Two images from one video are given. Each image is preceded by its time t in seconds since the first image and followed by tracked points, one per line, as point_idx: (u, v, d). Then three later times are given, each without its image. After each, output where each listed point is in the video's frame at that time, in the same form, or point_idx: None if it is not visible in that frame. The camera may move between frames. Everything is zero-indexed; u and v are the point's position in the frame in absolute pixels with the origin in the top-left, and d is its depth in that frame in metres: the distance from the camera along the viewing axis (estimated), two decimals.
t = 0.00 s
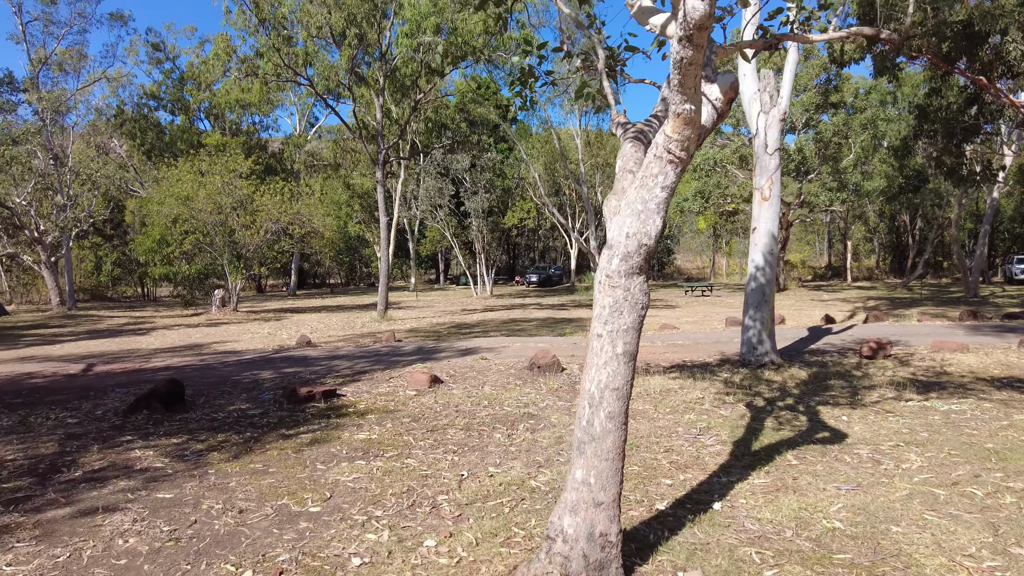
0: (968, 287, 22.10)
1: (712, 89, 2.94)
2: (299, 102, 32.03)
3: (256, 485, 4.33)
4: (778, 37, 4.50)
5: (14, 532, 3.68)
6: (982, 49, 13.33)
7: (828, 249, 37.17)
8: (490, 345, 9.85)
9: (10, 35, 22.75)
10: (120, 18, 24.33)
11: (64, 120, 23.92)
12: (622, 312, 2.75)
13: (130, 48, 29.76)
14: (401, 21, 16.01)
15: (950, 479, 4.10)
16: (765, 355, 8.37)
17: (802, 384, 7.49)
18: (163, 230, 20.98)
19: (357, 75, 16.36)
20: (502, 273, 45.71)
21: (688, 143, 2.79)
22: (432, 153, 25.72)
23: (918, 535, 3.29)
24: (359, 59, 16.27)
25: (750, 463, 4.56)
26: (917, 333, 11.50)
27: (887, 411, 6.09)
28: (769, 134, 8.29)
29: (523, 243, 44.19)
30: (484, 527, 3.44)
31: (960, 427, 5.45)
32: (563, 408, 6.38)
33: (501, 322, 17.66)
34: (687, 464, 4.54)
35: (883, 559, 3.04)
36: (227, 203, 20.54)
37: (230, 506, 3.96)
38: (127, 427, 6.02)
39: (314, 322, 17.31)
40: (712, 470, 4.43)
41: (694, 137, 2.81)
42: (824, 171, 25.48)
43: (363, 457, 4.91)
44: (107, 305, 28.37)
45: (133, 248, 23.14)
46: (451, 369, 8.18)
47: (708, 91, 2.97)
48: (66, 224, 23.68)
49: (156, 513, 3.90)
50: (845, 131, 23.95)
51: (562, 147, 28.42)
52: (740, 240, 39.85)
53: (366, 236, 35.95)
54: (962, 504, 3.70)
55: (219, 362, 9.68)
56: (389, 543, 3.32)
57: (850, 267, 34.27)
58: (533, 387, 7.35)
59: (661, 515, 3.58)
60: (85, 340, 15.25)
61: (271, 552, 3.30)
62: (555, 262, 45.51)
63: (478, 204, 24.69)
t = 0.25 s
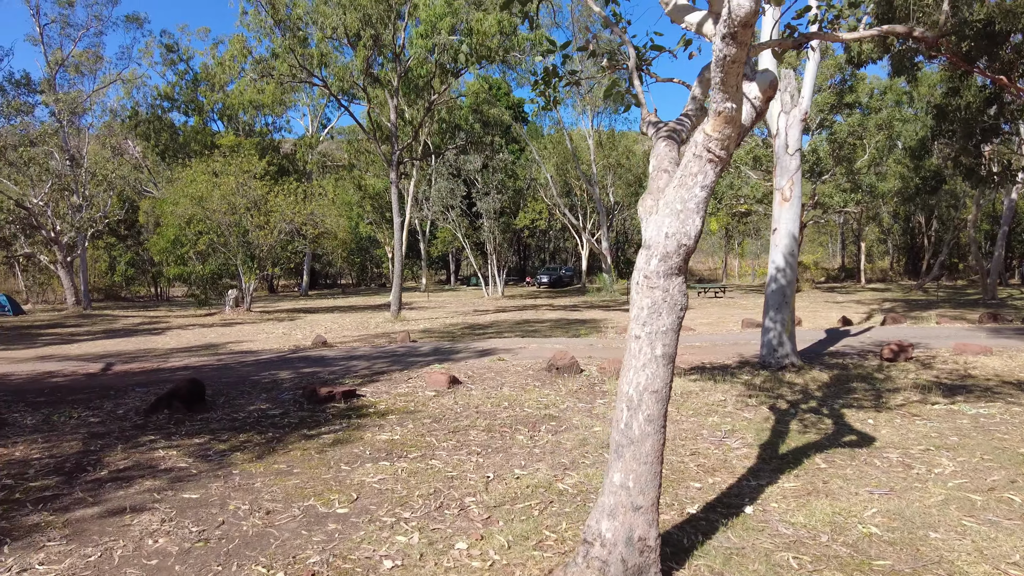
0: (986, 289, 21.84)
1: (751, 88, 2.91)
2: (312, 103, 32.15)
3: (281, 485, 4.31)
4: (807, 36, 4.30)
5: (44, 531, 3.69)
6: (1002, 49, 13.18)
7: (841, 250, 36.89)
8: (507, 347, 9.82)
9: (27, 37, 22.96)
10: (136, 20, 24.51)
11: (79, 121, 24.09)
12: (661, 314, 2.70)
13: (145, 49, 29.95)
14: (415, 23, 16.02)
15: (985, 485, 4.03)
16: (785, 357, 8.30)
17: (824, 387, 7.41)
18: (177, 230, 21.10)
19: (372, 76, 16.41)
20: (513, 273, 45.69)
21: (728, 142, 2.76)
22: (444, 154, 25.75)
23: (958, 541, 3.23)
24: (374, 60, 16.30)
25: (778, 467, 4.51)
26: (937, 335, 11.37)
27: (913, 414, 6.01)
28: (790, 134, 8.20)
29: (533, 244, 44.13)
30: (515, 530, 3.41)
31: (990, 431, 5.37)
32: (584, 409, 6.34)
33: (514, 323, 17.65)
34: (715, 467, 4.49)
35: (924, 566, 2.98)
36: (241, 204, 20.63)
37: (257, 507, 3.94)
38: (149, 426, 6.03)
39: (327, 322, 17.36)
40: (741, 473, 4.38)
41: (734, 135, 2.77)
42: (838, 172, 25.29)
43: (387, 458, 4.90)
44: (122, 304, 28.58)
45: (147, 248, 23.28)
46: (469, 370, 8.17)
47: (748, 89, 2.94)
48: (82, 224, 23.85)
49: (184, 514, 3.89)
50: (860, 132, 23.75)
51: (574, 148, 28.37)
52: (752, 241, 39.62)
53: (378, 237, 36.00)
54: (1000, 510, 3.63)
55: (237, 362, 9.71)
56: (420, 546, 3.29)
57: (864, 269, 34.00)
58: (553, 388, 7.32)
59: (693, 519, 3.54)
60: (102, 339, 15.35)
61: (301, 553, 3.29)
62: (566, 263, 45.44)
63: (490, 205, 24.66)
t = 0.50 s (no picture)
0: (1005, 290, 21.56)
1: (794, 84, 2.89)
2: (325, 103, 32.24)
3: (309, 485, 4.30)
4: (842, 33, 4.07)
5: (75, 529, 3.69)
6: None
7: (855, 250, 36.60)
8: (525, 346, 9.79)
9: (45, 38, 23.15)
10: (152, 21, 24.68)
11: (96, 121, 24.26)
12: (704, 313, 2.66)
13: (160, 49, 30.13)
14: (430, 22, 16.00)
15: None
16: (807, 357, 8.20)
17: (848, 388, 7.31)
18: (192, 230, 21.19)
19: (387, 75, 16.43)
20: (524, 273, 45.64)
21: (772, 138, 2.73)
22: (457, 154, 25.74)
23: (1002, 547, 3.16)
24: (390, 59, 16.34)
25: (810, 468, 4.44)
26: (959, 336, 11.22)
27: (943, 416, 5.92)
28: (812, 132, 8.10)
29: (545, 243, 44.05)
30: (548, 531, 3.38)
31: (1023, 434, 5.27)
32: (607, 409, 6.29)
33: (528, 323, 17.59)
34: (745, 469, 4.43)
35: (970, 572, 2.92)
36: (256, 203, 20.70)
37: (286, 507, 3.92)
38: (172, 425, 6.04)
39: (342, 321, 17.38)
40: (772, 475, 4.32)
41: (778, 132, 2.75)
42: (853, 171, 25.06)
43: (412, 458, 4.87)
44: (136, 303, 28.80)
45: (162, 247, 23.43)
46: (488, 370, 8.14)
47: (790, 85, 2.92)
48: (98, 223, 24.04)
49: (213, 513, 3.87)
50: (877, 130, 23.52)
51: (587, 147, 28.28)
52: (765, 241, 39.38)
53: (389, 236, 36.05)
54: None
55: (255, 361, 9.73)
56: (453, 547, 3.27)
57: (879, 269, 33.69)
58: (573, 388, 7.27)
59: (728, 521, 3.48)
60: (118, 337, 15.44)
61: (334, 554, 3.26)
62: (577, 263, 45.35)
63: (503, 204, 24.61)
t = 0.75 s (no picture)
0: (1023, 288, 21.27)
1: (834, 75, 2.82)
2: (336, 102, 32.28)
3: (330, 484, 4.25)
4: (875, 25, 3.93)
5: (98, 528, 3.67)
6: None
7: (869, 248, 36.27)
8: (541, 345, 9.72)
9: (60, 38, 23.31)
10: (165, 21, 24.79)
11: (110, 121, 24.39)
12: (742, 311, 2.60)
13: (172, 49, 30.24)
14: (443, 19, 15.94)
15: None
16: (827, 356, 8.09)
17: (871, 387, 7.20)
18: (205, 229, 21.25)
19: (400, 73, 16.39)
20: (535, 271, 45.57)
21: (813, 131, 2.67)
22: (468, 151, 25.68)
23: None
24: (403, 57, 16.32)
25: (839, 469, 4.35)
26: (981, 335, 11.04)
27: (971, 417, 5.80)
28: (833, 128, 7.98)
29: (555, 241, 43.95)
30: (577, 533, 3.32)
31: None
32: (627, 409, 6.21)
33: (541, 321, 17.50)
34: (773, 470, 4.34)
35: None
36: (269, 201, 20.73)
37: (309, 506, 3.87)
38: (190, 423, 6.01)
39: (354, 320, 17.38)
40: (801, 476, 4.23)
41: (820, 124, 2.68)
42: (868, 168, 24.80)
43: (433, 457, 4.81)
44: (149, 301, 28.96)
45: (175, 245, 23.53)
46: (505, 368, 8.07)
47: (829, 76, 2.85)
48: (112, 222, 24.17)
49: (235, 512, 3.83)
50: (892, 127, 23.26)
51: (599, 145, 28.15)
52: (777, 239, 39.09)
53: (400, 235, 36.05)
54: None
55: (270, 358, 9.72)
56: (481, 549, 3.21)
57: (893, 267, 33.36)
58: (591, 387, 7.19)
59: (760, 523, 3.41)
60: (133, 335, 15.50)
61: (360, 555, 3.21)
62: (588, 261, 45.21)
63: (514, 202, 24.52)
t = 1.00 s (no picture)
0: None
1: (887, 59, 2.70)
2: (349, 100, 32.29)
3: (355, 486, 4.17)
4: (920, 10, 3.77)
5: (121, 530, 3.60)
6: None
7: (886, 246, 35.82)
8: (560, 343, 9.61)
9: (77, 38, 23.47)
10: (180, 20, 24.89)
11: (126, 120, 24.51)
12: (793, 309, 2.48)
13: (187, 47, 30.36)
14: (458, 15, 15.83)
15: None
16: (854, 355, 7.92)
17: (901, 387, 7.03)
18: (220, 227, 21.33)
19: (414, 69, 16.30)
20: (547, 269, 45.45)
21: (867, 119, 2.54)
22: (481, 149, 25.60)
23: None
24: (417, 53, 16.24)
25: (878, 472, 4.21)
26: (1009, 334, 10.79)
27: (1008, 418, 5.63)
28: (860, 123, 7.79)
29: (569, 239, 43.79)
30: (612, 538, 3.22)
31: None
32: (653, 409, 6.10)
33: (556, 319, 17.40)
34: (808, 472, 4.22)
35: None
36: (283, 199, 20.74)
37: (334, 509, 3.78)
38: (209, 422, 5.95)
39: (370, 317, 17.36)
40: (838, 479, 4.09)
41: (873, 112, 2.55)
42: (887, 164, 24.41)
43: (457, 458, 4.72)
44: (164, 299, 29.18)
45: (190, 243, 23.60)
46: (526, 367, 7.98)
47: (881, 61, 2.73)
48: (128, 221, 24.32)
49: (259, 515, 3.74)
50: (913, 123, 22.87)
51: (613, 142, 27.96)
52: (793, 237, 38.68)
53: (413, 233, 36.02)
54: None
55: (288, 356, 9.68)
56: (514, 554, 3.10)
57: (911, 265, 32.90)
58: (614, 386, 7.08)
59: (803, 528, 3.28)
60: (150, 333, 15.56)
61: (389, 561, 3.11)
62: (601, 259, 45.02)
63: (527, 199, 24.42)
